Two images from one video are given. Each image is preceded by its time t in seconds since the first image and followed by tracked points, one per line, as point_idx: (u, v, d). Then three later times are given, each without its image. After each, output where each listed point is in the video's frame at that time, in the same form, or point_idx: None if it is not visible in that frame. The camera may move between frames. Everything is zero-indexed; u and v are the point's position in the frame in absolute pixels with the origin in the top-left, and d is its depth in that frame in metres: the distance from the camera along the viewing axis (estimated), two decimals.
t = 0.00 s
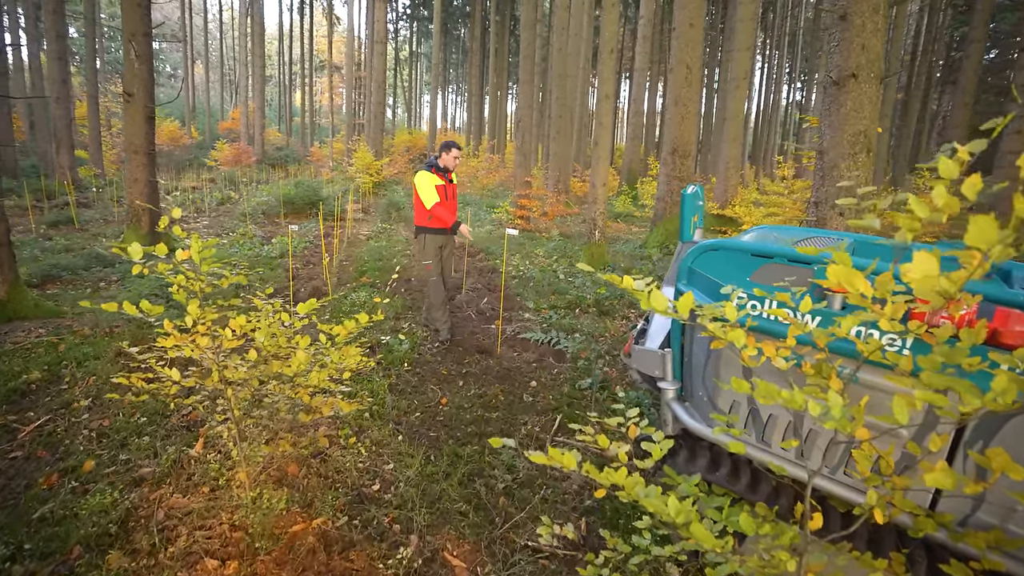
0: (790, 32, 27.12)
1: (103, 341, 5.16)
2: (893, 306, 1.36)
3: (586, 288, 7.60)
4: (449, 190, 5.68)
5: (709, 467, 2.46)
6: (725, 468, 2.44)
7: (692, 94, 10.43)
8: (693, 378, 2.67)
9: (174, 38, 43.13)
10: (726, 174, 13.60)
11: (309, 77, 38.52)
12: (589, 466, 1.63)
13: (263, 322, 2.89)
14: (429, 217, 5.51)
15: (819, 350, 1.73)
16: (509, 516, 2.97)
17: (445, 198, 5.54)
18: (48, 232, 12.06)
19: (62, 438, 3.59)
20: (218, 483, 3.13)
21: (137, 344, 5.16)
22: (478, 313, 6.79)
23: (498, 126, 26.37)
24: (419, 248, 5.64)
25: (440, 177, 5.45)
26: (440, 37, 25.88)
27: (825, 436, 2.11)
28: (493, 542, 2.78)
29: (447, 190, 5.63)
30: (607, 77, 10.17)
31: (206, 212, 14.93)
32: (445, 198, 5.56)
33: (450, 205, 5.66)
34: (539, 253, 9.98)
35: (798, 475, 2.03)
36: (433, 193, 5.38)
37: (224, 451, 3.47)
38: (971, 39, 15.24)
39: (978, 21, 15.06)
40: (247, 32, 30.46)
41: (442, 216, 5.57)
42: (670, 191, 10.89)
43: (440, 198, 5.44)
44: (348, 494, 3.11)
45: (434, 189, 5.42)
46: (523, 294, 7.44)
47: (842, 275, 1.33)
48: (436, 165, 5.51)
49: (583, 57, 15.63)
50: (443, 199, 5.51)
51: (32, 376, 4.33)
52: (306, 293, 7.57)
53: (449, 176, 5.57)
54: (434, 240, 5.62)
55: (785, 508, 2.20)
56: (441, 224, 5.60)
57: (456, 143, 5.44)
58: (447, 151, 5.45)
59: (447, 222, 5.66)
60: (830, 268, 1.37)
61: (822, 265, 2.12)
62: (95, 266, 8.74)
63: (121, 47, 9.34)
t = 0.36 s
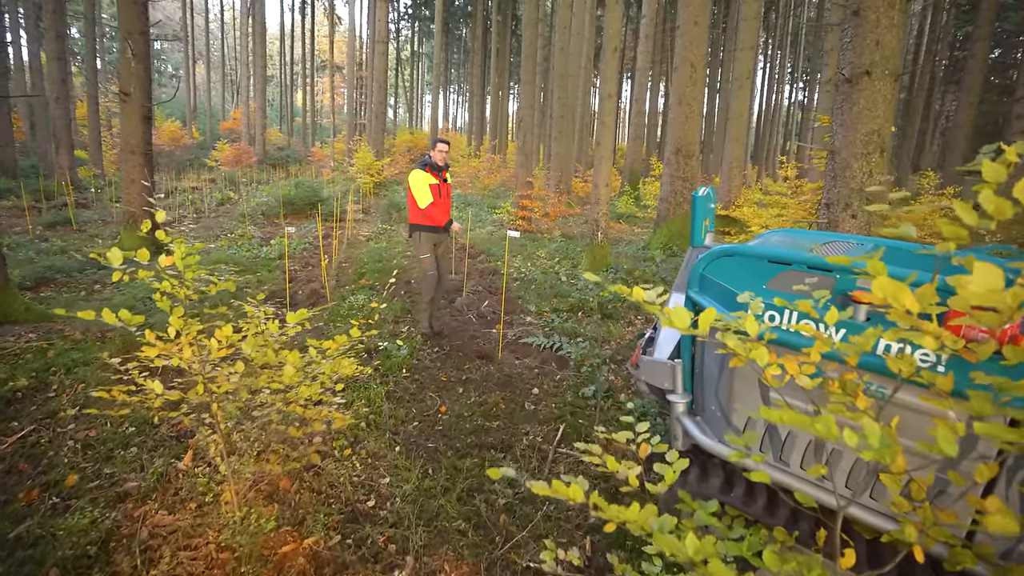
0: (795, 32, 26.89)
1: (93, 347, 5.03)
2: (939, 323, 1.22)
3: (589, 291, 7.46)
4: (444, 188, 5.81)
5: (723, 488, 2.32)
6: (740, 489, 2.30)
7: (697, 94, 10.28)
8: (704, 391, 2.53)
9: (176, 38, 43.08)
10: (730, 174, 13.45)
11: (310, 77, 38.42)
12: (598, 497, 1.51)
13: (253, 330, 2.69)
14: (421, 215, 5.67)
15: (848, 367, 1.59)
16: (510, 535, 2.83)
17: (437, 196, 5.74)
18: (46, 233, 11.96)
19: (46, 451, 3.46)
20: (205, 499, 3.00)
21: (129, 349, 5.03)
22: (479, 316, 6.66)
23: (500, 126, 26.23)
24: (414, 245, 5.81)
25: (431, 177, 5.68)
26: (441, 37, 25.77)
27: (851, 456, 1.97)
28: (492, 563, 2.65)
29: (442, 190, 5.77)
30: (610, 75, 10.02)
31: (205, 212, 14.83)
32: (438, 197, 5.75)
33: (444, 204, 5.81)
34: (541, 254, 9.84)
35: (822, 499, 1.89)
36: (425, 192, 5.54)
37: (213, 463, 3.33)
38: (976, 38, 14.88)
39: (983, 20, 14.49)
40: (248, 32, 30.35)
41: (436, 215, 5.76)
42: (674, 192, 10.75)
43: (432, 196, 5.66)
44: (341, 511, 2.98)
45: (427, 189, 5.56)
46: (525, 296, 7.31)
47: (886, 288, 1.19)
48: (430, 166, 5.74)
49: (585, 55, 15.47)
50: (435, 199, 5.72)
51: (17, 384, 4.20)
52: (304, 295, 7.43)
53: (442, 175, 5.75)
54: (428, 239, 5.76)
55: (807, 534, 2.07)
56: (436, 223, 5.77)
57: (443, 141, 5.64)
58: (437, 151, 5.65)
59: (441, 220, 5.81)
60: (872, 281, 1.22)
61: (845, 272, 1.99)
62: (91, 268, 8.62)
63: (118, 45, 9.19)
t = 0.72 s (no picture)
0: (800, 31, 26.68)
1: (85, 351, 4.91)
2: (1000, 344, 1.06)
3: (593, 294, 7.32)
4: (437, 187, 5.70)
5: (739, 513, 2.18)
6: (758, 515, 2.17)
7: (702, 93, 10.12)
8: (718, 407, 2.38)
9: (179, 39, 43.11)
10: (735, 174, 13.27)
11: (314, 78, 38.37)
12: (605, 535, 1.38)
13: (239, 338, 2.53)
14: (409, 213, 5.64)
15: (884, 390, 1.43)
16: (512, 557, 2.70)
17: (427, 196, 5.65)
18: (47, 235, 11.88)
19: (30, 462, 3.33)
20: (192, 516, 2.87)
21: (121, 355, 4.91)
22: (480, 320, 6.52)
23: (503, 126, 26.10)
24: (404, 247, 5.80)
25: (420, 176, 5.61)
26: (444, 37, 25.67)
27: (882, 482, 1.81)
28: None
29: (433, 189, 5.67)
30: (613, 74, 9.85)
31: (207, 213, 14.74)
32: (428, 197, 5.66)
33: (436, 203, 5.69)
34: (544, 256, 9.70)
35: (850, 531, 1.75)
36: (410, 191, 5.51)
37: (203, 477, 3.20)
38: (985, 37, 14.63)
39: (993, 18, 14.30)
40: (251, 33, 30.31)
41: (425, 215, 5.66)
42: (679, 193, 10.59)
43: (419, 195, 5.61)
44: (334, 530, 2.85)
45: (410, 185, 5.55)
46: (527, 299, 7.18)
47: (940, 306, 1.04)
48: (422, 165, 5.68)
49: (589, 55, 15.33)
50: (425, 199, 5.64)
51: (5, 392, 4.07)
52: (303, 298, 7.30)
53: (433, 175, 5.64)
54: (418, 242, 5.71)
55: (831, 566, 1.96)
56: (427, 223, 5.67)
57: (431, 139, 5.52)
58: (426, 149, 5.56)
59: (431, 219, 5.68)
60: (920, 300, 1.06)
61: (872, 282, 1.84)
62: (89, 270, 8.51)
63: (117, 45, 9.08)
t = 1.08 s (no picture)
0: (809, 30, 26.40)
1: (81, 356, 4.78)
2: None
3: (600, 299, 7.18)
4: (427, 187, 5.55)
5: (759, 543, 2.06)
6: (780, 546, 2.05)
7: (712, 92, 9.95)
8: (737, 427, 2.23)
9: (187, 40, 43.21)
10: (744, 174, 13.06)
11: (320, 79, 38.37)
12: None
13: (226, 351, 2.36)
14: (399, 215, 5.58)
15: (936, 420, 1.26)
16: None
17: (415, 196, 5.53)
18: (52, 236, 11.83)
19: (16, 473, 3.20)
20: (182, 534, 2.75)
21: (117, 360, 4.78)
22: (485, 324, 6.38)
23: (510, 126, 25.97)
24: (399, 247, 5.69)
25: (409, 176, 5.52)
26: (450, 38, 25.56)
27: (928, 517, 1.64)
28: None
29: (424, 189, 5.54)
30: (621, 74, 9.68)
31: (213, 214, 14.66)
32: (418, 197, 5.54)
33: (425, 203, 5.55)
34: (551, 258, 9.55)
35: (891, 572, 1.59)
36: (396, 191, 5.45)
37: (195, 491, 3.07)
38: (1002, 33, 14.32)
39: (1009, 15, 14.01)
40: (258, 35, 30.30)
41: (414, 216, 5.54)
42: (688, 194, 10.39)
43: (406, 195, 5.53)
44: (329, 550, 2.73)
45: (397, 186, 5.50)
46: (534, 303, 7.03)
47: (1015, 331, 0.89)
48: (415, 166, 5.62)
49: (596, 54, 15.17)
50: (413, 199, 5.54)
51: None
52: (306, 301, 7.16)
53: (424, 174, 5.52)
54: (414, 241, 5.58)
55: None
56: (416, 224, 5.54)
57: (422, 138, 5.42)
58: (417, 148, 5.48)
59: (421, 220, 5.55)
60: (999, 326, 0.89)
61: (907, 296, 1.68)
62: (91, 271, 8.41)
63: (120, 45, 9.00)
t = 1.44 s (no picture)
0: (822, 29, 26.07)
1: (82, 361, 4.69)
2: None
3: (610, 302, 7.03)
4: (428, 188, 5.43)
5: None
6: None
7: (725, 92, 9.76)
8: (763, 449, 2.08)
9: (199, 41, 43.53)
10: (756, 175, 12.86)
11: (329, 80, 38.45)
12: None
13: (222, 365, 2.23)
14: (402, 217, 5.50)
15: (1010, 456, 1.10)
16: None
17: (416, 198, 5.43)
18: (61, 237, 11.84)
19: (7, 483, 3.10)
20: (175, 551, 2.65)
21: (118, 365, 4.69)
22: (493, 328, 6.26)
23: (519, 126, 25.86)
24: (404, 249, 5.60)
25: (410, 178, 5.40)
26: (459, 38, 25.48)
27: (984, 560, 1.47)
28: None
29: (425, 191, 5.42)
30: (633, 73, 9.51)
31: (221, 215, 14.66)
32: (419, 199, 5.43)
33: (427, 206, 5.44)
34: (559, 260, 9.42)
35: None
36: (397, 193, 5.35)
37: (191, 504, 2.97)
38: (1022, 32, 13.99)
39: None
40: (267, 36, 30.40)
41: (417, 218, 5.46)
42: (699, 195, 10.23)
43: (407, 197, 5.43)
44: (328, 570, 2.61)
45: (398, 189, 5.39)
46: (542, 306, 6.91)
47: None
48: (417, 166, 5.48)
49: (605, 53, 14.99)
50: (415, 201, 5.44)
51: None
52: (311, 303, 7.07)
53: (425, 176, 5.40)
54: (417, 243, 5.50)
55: None
56: (419, 227, 5.47)
57: (423, 139, 5.27)
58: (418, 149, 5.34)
59: (424, 222, 5.48)
60: None
61: (957, 311, 1.54)
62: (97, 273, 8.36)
63: (127, 46, 8.95)
